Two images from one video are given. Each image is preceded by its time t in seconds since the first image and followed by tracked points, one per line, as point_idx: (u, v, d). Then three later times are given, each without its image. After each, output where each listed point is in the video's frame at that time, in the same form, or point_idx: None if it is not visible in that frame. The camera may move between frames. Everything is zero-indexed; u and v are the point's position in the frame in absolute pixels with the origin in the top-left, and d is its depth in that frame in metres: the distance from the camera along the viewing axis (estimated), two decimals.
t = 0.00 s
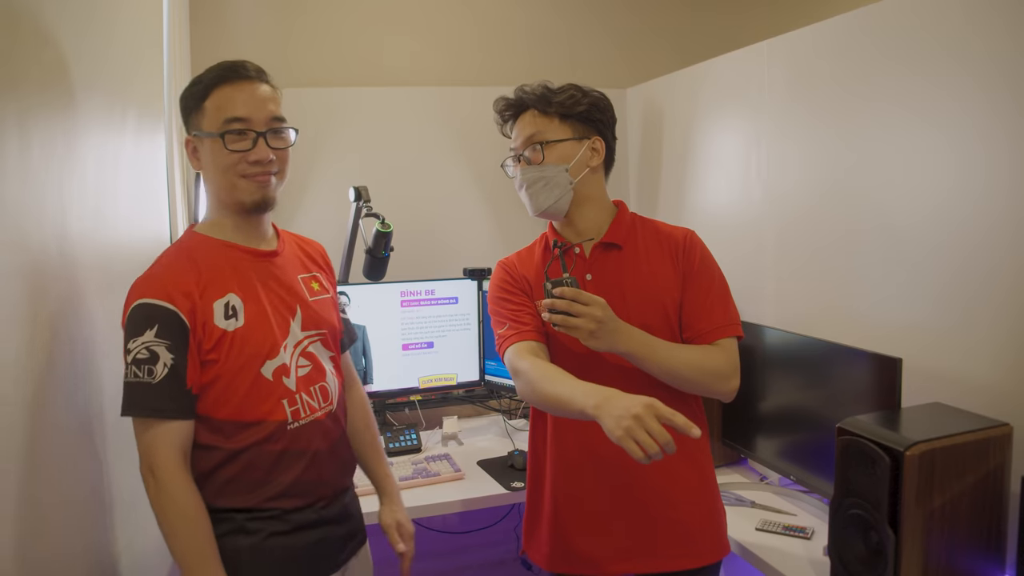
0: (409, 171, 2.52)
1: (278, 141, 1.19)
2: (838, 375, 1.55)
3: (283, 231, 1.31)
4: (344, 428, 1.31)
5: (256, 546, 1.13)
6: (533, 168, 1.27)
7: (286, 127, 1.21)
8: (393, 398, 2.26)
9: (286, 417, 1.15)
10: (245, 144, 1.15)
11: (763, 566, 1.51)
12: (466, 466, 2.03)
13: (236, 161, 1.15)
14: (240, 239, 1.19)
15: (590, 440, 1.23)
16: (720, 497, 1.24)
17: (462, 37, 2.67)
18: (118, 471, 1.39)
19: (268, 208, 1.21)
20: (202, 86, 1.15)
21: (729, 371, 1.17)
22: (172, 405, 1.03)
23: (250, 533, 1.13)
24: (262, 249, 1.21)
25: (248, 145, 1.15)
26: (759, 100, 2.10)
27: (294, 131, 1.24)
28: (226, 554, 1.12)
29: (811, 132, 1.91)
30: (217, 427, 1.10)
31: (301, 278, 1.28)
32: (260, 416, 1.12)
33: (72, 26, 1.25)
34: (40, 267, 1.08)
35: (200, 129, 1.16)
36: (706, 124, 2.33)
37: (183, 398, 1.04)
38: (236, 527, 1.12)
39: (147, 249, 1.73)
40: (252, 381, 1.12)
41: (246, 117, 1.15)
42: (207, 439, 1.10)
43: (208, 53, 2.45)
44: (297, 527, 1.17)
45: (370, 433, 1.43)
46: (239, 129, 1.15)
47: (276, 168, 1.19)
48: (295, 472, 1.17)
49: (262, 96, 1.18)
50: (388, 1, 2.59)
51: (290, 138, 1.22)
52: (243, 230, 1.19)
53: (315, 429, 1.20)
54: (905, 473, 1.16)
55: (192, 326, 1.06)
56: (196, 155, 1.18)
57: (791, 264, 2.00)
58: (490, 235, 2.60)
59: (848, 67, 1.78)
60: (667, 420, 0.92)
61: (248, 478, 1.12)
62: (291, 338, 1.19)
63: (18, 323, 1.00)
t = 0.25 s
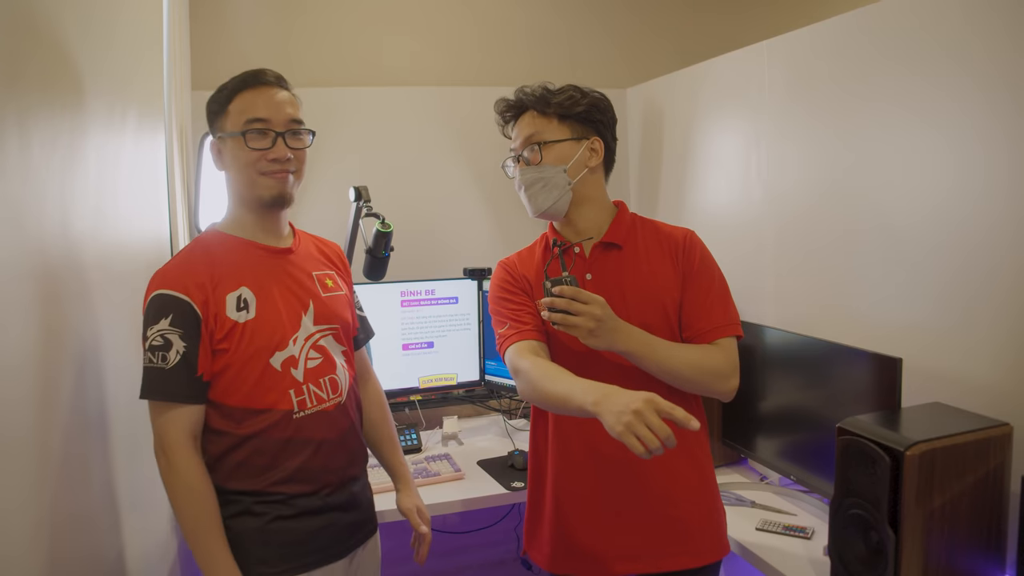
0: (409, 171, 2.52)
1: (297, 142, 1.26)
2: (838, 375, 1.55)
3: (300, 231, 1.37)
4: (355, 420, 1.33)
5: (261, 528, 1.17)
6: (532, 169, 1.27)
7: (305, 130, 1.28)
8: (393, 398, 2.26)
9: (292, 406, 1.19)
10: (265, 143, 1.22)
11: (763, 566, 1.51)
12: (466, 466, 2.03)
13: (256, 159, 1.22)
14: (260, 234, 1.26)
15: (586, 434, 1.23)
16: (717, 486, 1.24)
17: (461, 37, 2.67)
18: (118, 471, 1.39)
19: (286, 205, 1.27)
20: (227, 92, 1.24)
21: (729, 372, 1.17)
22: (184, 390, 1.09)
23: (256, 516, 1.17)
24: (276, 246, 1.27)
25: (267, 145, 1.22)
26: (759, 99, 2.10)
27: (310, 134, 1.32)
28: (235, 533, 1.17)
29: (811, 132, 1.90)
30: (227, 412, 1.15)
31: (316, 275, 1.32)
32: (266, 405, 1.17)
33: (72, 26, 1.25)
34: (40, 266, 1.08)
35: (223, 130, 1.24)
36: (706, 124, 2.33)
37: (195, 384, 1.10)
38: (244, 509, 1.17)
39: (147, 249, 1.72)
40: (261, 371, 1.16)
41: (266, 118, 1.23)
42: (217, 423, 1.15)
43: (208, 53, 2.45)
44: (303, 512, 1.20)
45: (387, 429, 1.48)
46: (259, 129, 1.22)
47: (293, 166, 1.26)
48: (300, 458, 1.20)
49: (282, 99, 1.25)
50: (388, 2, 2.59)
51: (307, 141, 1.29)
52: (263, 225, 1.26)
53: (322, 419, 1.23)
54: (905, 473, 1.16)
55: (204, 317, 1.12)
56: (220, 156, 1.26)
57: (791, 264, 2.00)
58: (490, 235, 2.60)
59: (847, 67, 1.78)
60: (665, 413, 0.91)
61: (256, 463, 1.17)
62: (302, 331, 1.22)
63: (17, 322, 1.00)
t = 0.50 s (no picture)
0: (409, 171, 2.52)
1: (310, 146, 1.27)
2: (838, 375, 1.55)
3: (310, 231, 1.37)
4: (358, 417, 1.33)
5: (261, 519, 1.17)
6: (535, 168, 1.27)
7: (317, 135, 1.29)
8: (393, 398, 2.26)
9: (294, 400, 1.19)
10: (277, 146, 1.23)
11: (763, 566, 1.51)
12: (466, 466, 2.03)
13: (269, 162, 1.22)
14: (271, 235, 1.26)
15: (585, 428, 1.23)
16: (715, 479, 1.24)
17: (461, 37, 2.67)
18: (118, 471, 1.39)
19: (297, 207, 1.27)
20: (241, 97, 1.25)
21: (728, 372, 1.17)
22: (192, 381, 1.10)
23: (257, 507, 1.17)
24: (285, 245, 1.27)
25: (280, 148, 1.23)
26: (758, 99, 2.10)
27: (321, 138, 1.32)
28: (235, 524, 1.17)
29: (811, 132, 1.90)
30: (230, 404, 1.15)
31: (324, 275, 1.32)
32: (269, 398, 1.17)
33: (71, 26, 1.25)
34: (40, 265, 1.08)
35: (237, 133, 1.25)
36: (706, 124, 2.33)
37: (203, 375, 1.11)
38: (245, 500, 1.17)
39: (147, 249, 1.72)
40: (265, 364, 1.16)
41: (279, 122, 1.23)
42: (221, 414, 1.15)
43: (208, 53, 2.45)
44: (302, 505, 1.20)
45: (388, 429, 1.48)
46: (272, 133, 1.23)
47: (305, 169, 1.26)
48: (301, 451, 1.20)
49: (295, 104, 1.26)
50: (387, 2, 2.59)
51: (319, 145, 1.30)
52: (274, 226, 1.26)
53: (324, 413, 1.23)
54: (905, 473, 1.16)
55: (212, 309, 1.13)
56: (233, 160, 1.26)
57: (791, 264, 2.00)
58: (490, 235, 2.60)
59: (847, 67, 1.78)
60: (666, 408, 0.92)
61: (257, 454, 1.17)
62: (308, 327, 1.22)
63: (17, 321, 1.00)
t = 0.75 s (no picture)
0: (409, 171, 2.52)
1: (314, 146, 1.27)
2: (839, 375, 1.55)
3: (312, 232, 1.37)
4: (360, 416, 1.33)
5: (264, 520, 1.17)
6: (541, 171, 1.26)
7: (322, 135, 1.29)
8: (393, 398, 2.26)
9: (298, 398, 1.19)
10: (283, 145, 1.22)
11: (764, 566, 1.51)
12: (467, 466, 2.02)
13: (275, 162, 1.22)
14: (275, 234, 1.26)
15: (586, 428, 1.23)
16: (716, 479, 1.24)
17: (462, 37, 2.67)
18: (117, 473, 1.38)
19: (301, 206, 1.27)
20: (247, 96, 1.25)
21: (728, 373, 1.17)
22: (197, 378, 1.10)
23: (260, 508, 1.17)
24: (289, 244, 1.27)
25: (285, 147, 1.22)
26: (759, 99, 2.10)
27: (325, 140, 1.32)
28: (238, 525, 1.17)
29: (812, 131, 1.90)
30: (234, 403, 1.15)
31: (327, 274, 1.32)
32: (274, 396, 1.17)
33: (70, 26, 1.24)
34: (40, 265, 1.08)
35: (243, 132, 1.24)
36: (706, 123, 2.33)
37: (208, 371, 1.11)
38: (247, 501, 1.17)
39: (147, 249, 1.72)
40: (270, 362, 1.16)
41: (285, 121, 1.23)
42: (224, 413, 1.15)
43: (208, 53, 2.45)
44: (305, 505, 1.20)
45: (386, 430, 1.48)
46: (277, 132, 1.23)
47: (310, 169, 1.26)
48: (304, 450, 1.20)
49: (300, 104, 1.26)
50: (388, 2, 2.58)
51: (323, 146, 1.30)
52: (279, 224, 1.26)
53: (327, 412, 1.23)
54: (906, 473, 1.16)
55: (218, 307, 1.13)
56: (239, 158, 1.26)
57: (791, 263, 2.00)
58: (490, 235, 2.60)
59: (848, 67, 1.78)
60: (657, 414, 0.93)
61: (260, 453, 1.17)
62: (312, 326, 1.23)
63: (18, 322, 1.00)
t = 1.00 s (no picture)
0: (409, 170, 2.52)
1: (317, 150, 1.27)
2: (839, 375, 1.55)
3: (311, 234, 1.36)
4: (358, 417, 1.34)
5: (264, 525, 1.17)
6: (569, 181, 1.23)
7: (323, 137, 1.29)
8: (393, 398, 2.26)
9: (297, 399, 1.19)
10: (286, 149, 1.22)
11: (764, 566, 1.51)
12: (467, 466, 2.02)
13: (278, 166, 1.22)
14: (275, 235, 1.26)
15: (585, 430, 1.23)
16: (714, 481, 1.24)
17: (462, 37, 2.67)
18: (117, 472, 1.38)
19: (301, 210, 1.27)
20: (252, 97, 1.23)
21: (728, 370, 1.17)
22: (196, 376, 1.09)
23: (260, 512, 1.17)
24: (290, 245, 1.27)
25: (288, 151, 1.22)
26: (759, 99, 2.10)
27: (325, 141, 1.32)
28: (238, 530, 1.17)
29: (812, 131, 1.90)
30: (233, 403, 1.15)
31: (325, 275, 1.33)
32: (273, 396, 1.17)
33: (70, 25, 1.24)
34: (39, 265, 1.08)
35: (247, 134, 1.24)
36: (706, 123, 2.33)
37: (207, 370, 1.10)
38: (247, 505, 1.17)
39: (147, 249, 1.73)
40: (270, 362, 1.16)
41: (288, 124, 1.23)
42: (222, 414, 1.15)
43: (208, 53, 2.45)
44: (304, 508, 1.20)
45: (383, 432, 1.47)
46: (281, 135, 1.22)
47: (312, 173, 1.26)
48: (303, 453, 1.20)
49: (303, 106, 1.25)
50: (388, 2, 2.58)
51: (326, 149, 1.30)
52: (280, 225, 1.27)
53: (326, 413, 1.23)
54: (906, 473, 1.16)
55: (218, 305, 1.12)
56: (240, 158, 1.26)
57: (791, 263, 2.00)
58: (490, 235, 2.60)
59: (848, 66, 1.78)
60: (648, 423, 0.95)
61: (259, 454, 1.17)
62: (311, 326, 1.23)
63: (17, 321, 1.00)
